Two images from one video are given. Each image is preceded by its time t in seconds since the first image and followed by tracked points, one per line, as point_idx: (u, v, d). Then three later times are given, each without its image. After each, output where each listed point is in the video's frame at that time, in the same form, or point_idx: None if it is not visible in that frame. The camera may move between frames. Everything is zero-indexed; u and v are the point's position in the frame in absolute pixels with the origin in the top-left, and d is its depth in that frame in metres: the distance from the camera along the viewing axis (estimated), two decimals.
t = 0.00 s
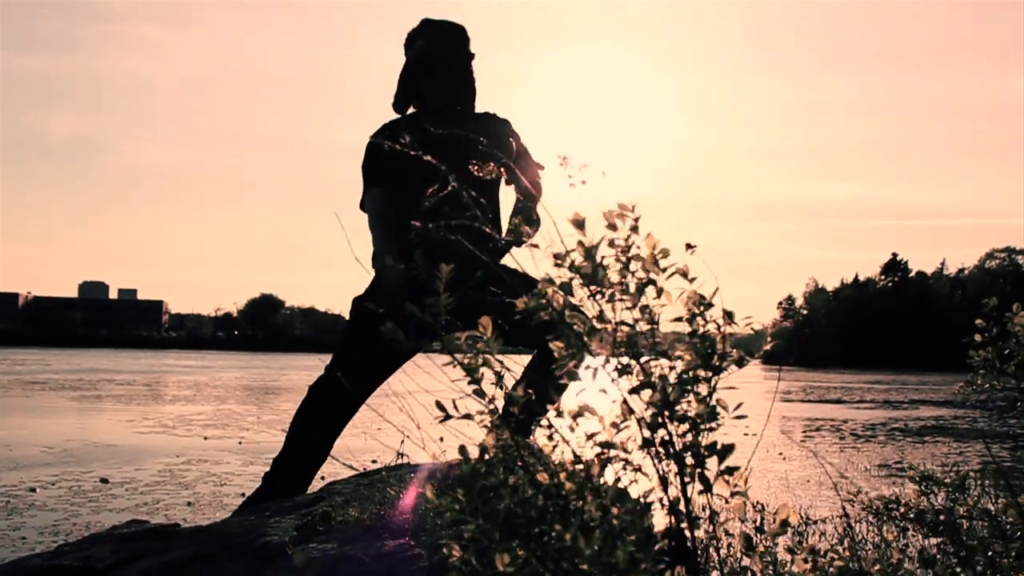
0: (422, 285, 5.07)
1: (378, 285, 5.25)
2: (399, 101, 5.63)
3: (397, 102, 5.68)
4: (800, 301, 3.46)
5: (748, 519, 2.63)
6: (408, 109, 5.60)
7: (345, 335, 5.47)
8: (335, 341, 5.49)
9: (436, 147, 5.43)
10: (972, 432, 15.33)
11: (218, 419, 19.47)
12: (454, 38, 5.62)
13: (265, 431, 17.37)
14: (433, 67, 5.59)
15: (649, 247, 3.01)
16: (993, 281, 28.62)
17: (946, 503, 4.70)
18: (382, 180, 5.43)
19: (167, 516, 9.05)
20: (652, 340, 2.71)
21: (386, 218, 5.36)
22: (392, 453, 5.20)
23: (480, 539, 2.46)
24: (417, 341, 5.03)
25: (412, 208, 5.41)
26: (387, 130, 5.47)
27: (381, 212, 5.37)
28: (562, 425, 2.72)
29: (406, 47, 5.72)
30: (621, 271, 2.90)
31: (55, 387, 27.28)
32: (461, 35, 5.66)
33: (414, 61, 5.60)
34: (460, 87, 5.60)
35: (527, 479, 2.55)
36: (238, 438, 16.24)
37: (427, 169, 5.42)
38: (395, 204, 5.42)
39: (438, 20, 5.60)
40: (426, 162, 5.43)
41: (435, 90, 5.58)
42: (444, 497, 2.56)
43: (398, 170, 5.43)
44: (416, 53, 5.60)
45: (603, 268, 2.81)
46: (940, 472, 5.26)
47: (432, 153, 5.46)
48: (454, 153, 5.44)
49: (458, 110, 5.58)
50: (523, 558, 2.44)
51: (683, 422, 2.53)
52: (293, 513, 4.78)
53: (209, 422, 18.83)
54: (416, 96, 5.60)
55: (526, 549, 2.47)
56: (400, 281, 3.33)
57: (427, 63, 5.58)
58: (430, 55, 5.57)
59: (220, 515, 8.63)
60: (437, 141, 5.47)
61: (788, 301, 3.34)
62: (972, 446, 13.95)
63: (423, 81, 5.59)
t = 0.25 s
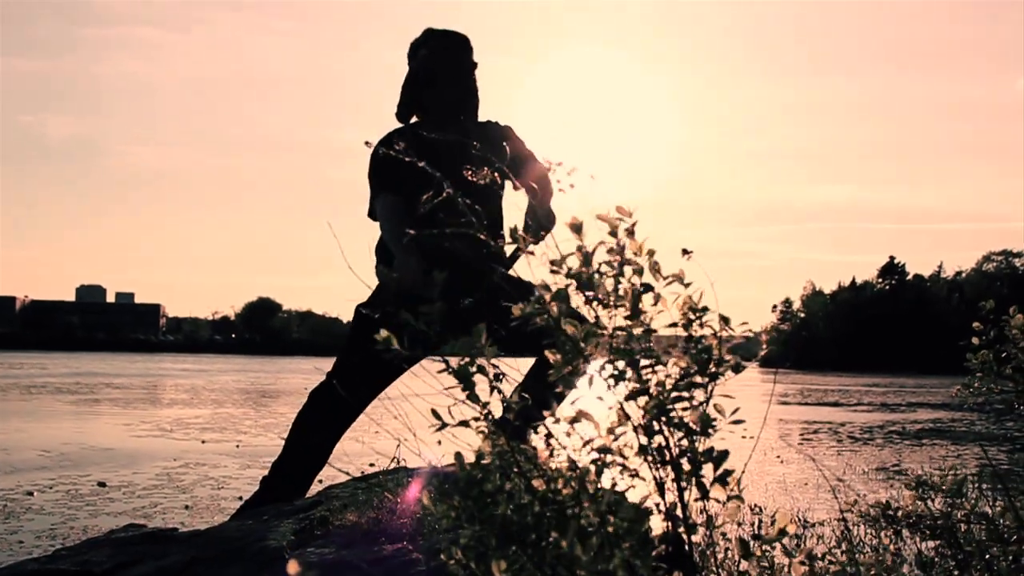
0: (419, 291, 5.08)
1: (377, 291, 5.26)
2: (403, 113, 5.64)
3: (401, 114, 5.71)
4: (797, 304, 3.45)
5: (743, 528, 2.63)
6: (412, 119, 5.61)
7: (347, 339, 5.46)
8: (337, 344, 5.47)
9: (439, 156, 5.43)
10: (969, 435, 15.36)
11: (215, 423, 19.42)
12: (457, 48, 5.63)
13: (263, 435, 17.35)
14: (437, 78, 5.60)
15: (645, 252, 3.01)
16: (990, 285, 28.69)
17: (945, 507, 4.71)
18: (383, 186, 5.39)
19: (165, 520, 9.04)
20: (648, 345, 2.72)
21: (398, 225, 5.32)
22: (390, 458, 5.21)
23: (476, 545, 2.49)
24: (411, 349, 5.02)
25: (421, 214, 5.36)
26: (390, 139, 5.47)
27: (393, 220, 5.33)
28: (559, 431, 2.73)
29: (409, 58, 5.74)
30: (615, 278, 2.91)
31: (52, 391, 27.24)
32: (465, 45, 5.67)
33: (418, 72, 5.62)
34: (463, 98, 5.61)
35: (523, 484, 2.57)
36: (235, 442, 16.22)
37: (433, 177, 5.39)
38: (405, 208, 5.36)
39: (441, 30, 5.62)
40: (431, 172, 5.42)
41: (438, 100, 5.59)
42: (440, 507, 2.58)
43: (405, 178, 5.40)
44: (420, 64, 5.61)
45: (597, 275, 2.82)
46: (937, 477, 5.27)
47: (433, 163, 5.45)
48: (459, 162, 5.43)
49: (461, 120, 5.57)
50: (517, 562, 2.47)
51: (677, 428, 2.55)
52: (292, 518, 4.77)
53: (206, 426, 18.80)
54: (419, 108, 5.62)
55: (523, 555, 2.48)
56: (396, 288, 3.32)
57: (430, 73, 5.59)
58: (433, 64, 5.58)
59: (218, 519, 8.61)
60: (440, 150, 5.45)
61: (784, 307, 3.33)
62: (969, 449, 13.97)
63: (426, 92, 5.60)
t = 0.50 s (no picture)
0: (417, 294, 5.09)
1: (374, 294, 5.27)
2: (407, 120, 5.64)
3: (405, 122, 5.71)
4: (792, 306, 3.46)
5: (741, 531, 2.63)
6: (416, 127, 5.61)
7: (350, 343, 5.46)
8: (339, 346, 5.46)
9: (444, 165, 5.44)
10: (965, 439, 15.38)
11: (212, 423, 19.41)
12: (462, 56, 5.61)
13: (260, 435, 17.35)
14: (442, 86, 5.59)
15: (642, 257, 3.01)
16: (987, 289, 28.72)
17: (941, 512, 4.72)
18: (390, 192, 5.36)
19: (161, 520, 9.05)
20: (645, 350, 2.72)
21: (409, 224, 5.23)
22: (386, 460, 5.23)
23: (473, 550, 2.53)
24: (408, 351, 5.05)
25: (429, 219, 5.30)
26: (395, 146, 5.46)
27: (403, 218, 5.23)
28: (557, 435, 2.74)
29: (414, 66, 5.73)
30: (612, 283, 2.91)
31: (49, 390, 27.21)
32: (470, 53, 5.66)
33: (423, 79, 5.61)
34: (467, 107, 5.61)
35: (519, 488, 2.59)
36: (232, 442, 16.22)
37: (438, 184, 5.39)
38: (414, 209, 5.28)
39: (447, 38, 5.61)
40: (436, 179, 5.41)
41: (442, 107, 5.58)
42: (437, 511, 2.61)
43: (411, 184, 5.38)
44: (425, 71, 5.60)
45: (594, 279, 2.81)
46: (934, 481, 5.28)
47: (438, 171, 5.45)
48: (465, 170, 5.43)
49: (465, 129, 5.58)
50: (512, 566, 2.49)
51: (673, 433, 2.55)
52: (288, 519, 4.77)
53: (203, 426, 18.80)
54: (424, 115, 5.62)
55: (518, 559, 2.51)
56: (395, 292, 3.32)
57: (435, 80, 5.58)
58: (438, 71, 5.57)
59: (215, 520, 8.61)
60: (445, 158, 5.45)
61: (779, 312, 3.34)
62: (965, 453, 13.98)
63: (430, 100, 5.60)
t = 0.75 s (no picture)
0: (417, 301, 5.10)
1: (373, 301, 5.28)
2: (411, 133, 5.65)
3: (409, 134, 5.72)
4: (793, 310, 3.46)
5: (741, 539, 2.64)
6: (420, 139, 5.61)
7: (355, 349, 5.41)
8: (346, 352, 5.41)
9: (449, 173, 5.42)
10: (964, 445, 15.40)
11: (210, 429, 19.39)
12: (465, 68, 5.64)
13: (258, 441, 17.34)
14: (446, 97, 5.60)
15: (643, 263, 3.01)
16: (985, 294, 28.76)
17: (940, 518, 4.73)
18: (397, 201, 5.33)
19: (159, 526, 9.03)
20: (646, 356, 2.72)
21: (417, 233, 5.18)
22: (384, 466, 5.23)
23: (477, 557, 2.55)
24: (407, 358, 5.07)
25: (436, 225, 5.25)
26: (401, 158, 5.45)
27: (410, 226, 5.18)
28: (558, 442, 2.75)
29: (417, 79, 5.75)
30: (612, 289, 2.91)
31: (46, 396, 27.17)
32: (473, 66, 5.68)
33: (426, 92, 5.63)
34: (471, 118, 5.62)
35: (520, 494, 2.59)
36: (231, 448, 16.20)
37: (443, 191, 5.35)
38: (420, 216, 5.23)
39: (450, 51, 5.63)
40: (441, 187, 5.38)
41: (446, 119, 5.59)
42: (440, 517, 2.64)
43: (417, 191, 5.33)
44: (428, 83, 5.62)
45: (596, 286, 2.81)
46: (932, 487, 5.29)
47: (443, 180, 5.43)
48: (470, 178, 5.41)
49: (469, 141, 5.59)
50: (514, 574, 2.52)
51: (674, 440, 2.56)
52: (287, 525, 4.77)
53: (201, 432, 18.78)
54: (427, 128, 5.62)
55: (518, 566, 2.53)
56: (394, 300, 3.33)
57: (438, 93, 5.59)
58: (440, 84, 5.58)
59: (213, 526, 8.60)
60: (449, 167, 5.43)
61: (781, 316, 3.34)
62: (964, 458, 13.99)
63: (434, 112, 5.61)
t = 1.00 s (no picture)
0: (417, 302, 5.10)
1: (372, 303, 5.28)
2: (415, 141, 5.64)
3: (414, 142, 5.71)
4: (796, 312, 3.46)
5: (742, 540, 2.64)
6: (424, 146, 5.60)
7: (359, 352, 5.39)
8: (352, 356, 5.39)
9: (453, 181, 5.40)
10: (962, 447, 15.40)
11: (208, 432, 19.38)
12: (468, 75, 5.62)
13: (257, 444, 17.33)
14: (449, 105, 5.59)
15: (646, 264, 3.01)
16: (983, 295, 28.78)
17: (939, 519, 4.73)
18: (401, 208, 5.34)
19: (159, 529, 9.03)
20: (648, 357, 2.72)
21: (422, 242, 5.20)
22: (383, 469, 5.23)
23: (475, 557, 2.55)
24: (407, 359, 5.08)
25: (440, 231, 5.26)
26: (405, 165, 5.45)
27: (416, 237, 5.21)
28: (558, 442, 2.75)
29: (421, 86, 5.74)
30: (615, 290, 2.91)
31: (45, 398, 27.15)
32: (476, 72, 5.67)
33: (428, 100, 5.62)
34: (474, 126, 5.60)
35: (520, 494, 2.58)
36: (230, 451, 16.20)
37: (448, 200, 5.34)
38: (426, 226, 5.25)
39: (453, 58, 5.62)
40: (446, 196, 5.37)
41: (450, 126, 5.58)
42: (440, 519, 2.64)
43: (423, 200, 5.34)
44: (431, 91, 5.61)
45: (600, 286, 2.81)
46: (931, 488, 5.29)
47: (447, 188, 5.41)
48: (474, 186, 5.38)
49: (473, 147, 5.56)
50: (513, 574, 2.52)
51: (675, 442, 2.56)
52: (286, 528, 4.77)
53: (200, 435, 18.78)
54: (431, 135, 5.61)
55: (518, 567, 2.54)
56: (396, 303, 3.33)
57: (441, 101, 5.59)
58: (443, 92, 5.58)
59: (212, 529, 8.60)
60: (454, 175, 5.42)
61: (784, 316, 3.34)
62: (963, 460, 13.99)
63: (438, 119, 5.59)
